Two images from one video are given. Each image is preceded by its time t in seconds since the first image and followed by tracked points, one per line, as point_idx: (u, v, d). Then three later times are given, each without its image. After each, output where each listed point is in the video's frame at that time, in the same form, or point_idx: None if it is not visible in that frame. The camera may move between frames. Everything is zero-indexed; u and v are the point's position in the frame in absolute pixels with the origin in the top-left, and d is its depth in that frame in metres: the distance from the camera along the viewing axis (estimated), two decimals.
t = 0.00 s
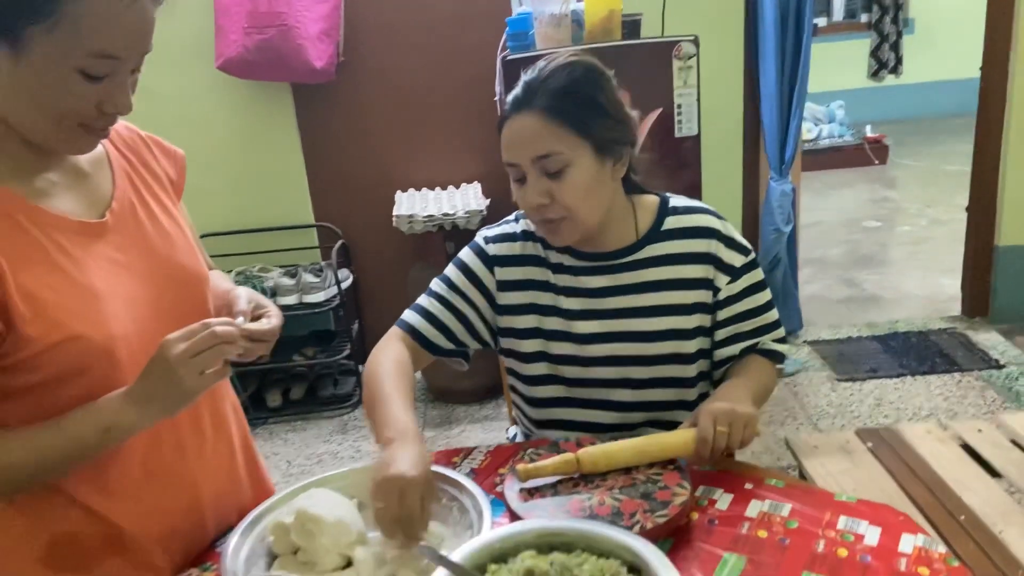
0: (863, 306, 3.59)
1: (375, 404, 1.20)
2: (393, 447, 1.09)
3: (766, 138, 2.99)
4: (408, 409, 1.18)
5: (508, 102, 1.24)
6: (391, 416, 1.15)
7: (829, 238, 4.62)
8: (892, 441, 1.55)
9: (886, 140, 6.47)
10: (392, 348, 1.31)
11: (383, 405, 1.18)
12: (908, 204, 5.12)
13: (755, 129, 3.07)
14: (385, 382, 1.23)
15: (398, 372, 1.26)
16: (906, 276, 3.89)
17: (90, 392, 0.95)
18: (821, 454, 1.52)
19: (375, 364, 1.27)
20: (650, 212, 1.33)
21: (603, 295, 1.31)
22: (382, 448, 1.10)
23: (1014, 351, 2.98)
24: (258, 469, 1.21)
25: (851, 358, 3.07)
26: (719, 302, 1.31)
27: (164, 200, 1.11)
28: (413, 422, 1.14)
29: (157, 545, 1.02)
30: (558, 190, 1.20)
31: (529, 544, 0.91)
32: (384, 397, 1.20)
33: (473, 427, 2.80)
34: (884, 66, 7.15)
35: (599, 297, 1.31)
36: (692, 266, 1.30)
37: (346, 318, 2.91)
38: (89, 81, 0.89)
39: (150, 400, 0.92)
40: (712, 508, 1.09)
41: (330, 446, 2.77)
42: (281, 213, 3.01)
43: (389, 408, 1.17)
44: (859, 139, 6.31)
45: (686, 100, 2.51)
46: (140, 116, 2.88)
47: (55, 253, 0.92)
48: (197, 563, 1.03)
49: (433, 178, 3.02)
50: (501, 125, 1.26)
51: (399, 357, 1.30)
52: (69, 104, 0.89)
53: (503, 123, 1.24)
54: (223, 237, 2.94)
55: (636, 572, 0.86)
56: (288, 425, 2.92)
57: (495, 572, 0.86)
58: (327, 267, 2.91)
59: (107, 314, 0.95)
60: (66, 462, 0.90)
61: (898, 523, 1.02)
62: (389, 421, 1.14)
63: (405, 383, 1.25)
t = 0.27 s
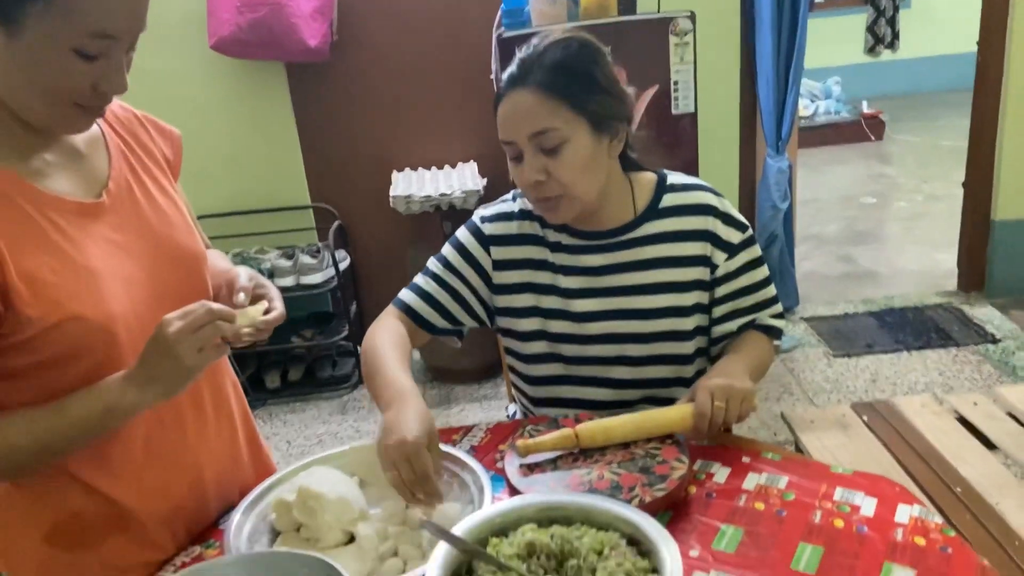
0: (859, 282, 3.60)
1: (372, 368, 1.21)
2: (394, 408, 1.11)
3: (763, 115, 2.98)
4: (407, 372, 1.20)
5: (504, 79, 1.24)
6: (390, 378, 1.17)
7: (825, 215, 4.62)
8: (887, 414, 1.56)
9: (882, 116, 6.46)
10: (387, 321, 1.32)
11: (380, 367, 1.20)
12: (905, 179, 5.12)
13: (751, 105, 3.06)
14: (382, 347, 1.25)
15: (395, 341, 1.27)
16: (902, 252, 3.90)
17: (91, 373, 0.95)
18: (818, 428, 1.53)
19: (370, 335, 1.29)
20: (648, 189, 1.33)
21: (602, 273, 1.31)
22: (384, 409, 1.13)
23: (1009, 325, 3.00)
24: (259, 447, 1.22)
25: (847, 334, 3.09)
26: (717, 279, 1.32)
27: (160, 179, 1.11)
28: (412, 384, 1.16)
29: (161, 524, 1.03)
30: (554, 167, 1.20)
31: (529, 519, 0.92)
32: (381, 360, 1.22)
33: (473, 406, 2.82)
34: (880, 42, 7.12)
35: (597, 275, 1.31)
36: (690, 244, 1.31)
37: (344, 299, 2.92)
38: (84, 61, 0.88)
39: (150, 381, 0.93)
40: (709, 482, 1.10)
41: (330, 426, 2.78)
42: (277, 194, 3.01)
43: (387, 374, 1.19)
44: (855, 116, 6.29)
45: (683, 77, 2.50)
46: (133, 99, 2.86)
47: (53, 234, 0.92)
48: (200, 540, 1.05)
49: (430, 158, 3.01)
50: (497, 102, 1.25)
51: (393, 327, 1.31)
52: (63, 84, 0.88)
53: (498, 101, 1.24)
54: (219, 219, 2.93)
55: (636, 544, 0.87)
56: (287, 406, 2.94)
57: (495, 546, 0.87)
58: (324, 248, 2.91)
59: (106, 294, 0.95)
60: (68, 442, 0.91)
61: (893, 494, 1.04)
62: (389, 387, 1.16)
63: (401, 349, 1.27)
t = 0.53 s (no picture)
0: (832, 247, 3.64)
1: (363, 339, 1.20)
2: (396, 380, 1.11)
3: (741, 80, 2.98)
4: (401, 342, 1.19)
5: (493, 43, 1.21)
6: (384, 350, 1.17)
7: (798, 180, 4.65)
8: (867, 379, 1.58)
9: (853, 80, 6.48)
10: (371, 286, 1.30)
11: (373, 338, 1.19)
12: (876, 144, 5.16)
13: (729, 70, 3.05)
14: (371, 315, 1.23)
15: (382, 308, 1.26)
16: (874, 216, 3.95)
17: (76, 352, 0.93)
18: (801, 394, 1.55)
19: (355, 301, 1.26)
20: (637, 156, 1.31)
21: (591, 241, 1.30)
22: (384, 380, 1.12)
23: (979, 289, 3.06)
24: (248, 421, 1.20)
25: (821, 299, 3.12)
26: (706, 247, 1.31)
27: (141, 146, 1.07)
28: (409, 352, 1.16)
29: (151, 501, 1.01)
30: (547, 134, 1.18)
31: (528, 491, 0.92)
32: (374, 331, 1.20)
33: (452, 374, 2.82)
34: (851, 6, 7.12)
35: (587, 243, 1.31)
36: (680, 212, 1.30)
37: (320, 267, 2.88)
38: (61, 24, 0.84)
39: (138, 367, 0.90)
40: (701, 450, 1.11)
41: (308, 395, 2.77)
42: (249, 160, 2.95)
43: (384, 343, 1.18)
44: (827, 80, 6.31)
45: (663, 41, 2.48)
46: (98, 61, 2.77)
47: (31, 204, 0.89)
48: (190, 516, 1.03)
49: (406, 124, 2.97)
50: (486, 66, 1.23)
51: (378, 293, 1.29)
52: (39, 49, 0.84)
53: (488, 65, 1.22)
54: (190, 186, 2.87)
55: (635, 515, 0.87)
56: (264, 376, 2.91)
57: (495, 519, 0.87)
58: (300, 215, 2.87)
59: (90, 266, 0.92)
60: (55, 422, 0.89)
61: (882, 461, 1.06)
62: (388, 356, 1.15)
63: (389, 317, 1.25)
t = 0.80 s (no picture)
0: (760, 216, 3.73)
1: (313, 311, 1.16)
2: (343, 360, 1.07)
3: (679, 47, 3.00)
4: (350, 319, 1.15)
5: None
6: (333, 326, 1.13)
7: (727, 149, 4.73)
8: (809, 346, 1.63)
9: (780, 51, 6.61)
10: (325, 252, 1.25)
11: (322, 312, 1.15)
12: (801, 115, 5.29)
13: (669, 37, 3.06)
14: (324, 286, 1.19)
15: (335, 278, 1.22)
16: (800, 186, 4.06)
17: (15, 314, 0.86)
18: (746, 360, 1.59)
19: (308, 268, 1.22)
20: (598, 121, 1.31)
21: (552, 206, 1.29)
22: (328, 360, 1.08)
23: (899, 259, 3.19)
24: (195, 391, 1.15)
25: (751, 266, 3.20)
26: (663, 214, 1.31)
27: (82, 95, 0.99)
28: (356, 332, 1.12)
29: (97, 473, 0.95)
30: (514, 88, 1.17)
31: (500, 459, 0.91)
32: (324, 304, 1.16)
33: (388, 338, 2.78)
34: None
35: (548, 209, 1.29)
36: (640, 178, 1.29)
37: (251, 227, 2.78)
38: None
39: (84, 329, 0.84)
40: (662, 417, 1.11)
41: (238, 359, 2.68)
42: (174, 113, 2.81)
43: (331, 319, 1.14)
44: (755, 50, 6.42)
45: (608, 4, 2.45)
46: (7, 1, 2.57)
47: None
48: (137, 488, 0.95)
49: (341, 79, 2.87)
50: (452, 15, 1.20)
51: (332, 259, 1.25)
52: None
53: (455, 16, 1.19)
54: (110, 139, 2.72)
55: (608, 483, 0.88)
56: (191, 339, 2.81)
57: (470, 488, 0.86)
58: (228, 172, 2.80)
59: (31, 225, 0.85)
60: None
61: (836, 426, 1.09)
62: (334, 335, 1.11)
63: (341, 288, 1.21)
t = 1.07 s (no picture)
0: (726, 193, 3.77)
1: (305, 276, 1.14)
2: (335, 327, 1.05)
3: (656, 20, 3.00)
4: (343, 284, 1.13)
5: None
6: (326, 291, 1.11)
7: (693, 125, 4.76)
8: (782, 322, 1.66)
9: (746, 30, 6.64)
10: (316, 215, 1.23)
11: (315, 278, 1.13)
12: (765, 95, 5.34)
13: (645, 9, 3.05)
14: (315, 251, 1.17)
15: (327, 241, 1.20)
16: (764, 165, 4.11)
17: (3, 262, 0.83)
18: (721, 333, 1.61)
19: (299, 232, 1.20)
20: (592, 88, 1.30)
21: (542, 173, 1.28)
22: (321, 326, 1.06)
23: (860, 240, 3.26)
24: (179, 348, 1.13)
25: (716, 243, 3.24)
26: (652, 184, 1.32)
27: (71, 36, 0.95)
28: (350, 298, 1.10)
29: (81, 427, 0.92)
30: (512, 45, 1.15)
31: (494, 425, 0.91)
32: (316, 269, 1.14)
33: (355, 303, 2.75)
34: None
35: (538, 176, 1.29)
36: (631, 147, 1.30)
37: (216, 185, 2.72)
38: None
39: (73, 276, 0.81)
40: (648, 386, 1.13)
41: (201, 320, 2.63)
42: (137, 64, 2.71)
43: (321, 282, 1.12)
44: (722, 28, 6.44)
45: None
46: None
47: None
48: (121, 444, 0.95)
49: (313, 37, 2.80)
50: None
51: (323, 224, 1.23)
52: None
53: None
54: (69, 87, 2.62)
55: (603, 448, 0.88)
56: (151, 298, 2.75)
57: (466, 452, 0.86)
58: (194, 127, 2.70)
59: (21, 171, 0.82)
60: None
61: (817, 399, 1.11)
62: (323, 297, 1.10)
63: (334, 252, 1.19)
